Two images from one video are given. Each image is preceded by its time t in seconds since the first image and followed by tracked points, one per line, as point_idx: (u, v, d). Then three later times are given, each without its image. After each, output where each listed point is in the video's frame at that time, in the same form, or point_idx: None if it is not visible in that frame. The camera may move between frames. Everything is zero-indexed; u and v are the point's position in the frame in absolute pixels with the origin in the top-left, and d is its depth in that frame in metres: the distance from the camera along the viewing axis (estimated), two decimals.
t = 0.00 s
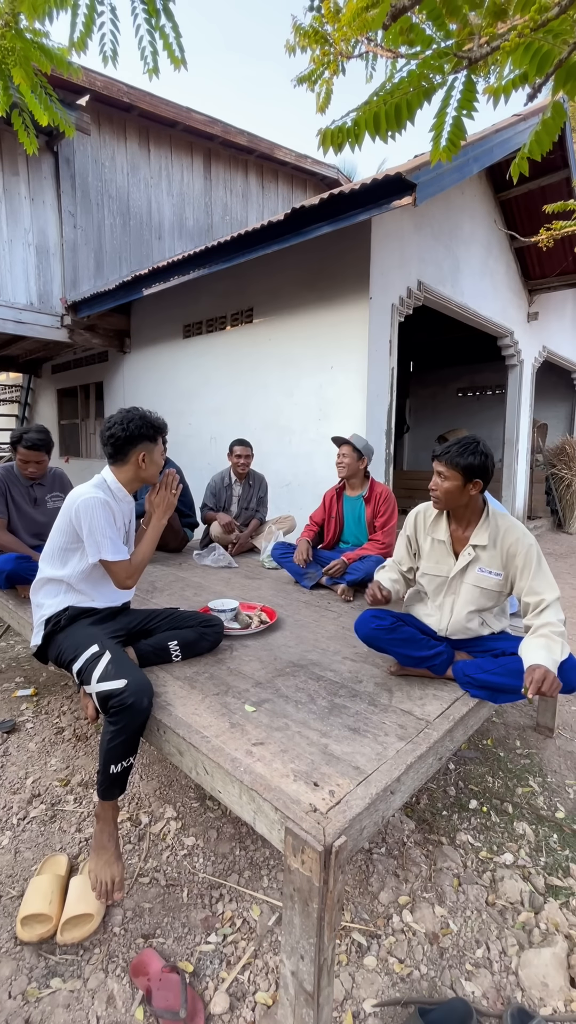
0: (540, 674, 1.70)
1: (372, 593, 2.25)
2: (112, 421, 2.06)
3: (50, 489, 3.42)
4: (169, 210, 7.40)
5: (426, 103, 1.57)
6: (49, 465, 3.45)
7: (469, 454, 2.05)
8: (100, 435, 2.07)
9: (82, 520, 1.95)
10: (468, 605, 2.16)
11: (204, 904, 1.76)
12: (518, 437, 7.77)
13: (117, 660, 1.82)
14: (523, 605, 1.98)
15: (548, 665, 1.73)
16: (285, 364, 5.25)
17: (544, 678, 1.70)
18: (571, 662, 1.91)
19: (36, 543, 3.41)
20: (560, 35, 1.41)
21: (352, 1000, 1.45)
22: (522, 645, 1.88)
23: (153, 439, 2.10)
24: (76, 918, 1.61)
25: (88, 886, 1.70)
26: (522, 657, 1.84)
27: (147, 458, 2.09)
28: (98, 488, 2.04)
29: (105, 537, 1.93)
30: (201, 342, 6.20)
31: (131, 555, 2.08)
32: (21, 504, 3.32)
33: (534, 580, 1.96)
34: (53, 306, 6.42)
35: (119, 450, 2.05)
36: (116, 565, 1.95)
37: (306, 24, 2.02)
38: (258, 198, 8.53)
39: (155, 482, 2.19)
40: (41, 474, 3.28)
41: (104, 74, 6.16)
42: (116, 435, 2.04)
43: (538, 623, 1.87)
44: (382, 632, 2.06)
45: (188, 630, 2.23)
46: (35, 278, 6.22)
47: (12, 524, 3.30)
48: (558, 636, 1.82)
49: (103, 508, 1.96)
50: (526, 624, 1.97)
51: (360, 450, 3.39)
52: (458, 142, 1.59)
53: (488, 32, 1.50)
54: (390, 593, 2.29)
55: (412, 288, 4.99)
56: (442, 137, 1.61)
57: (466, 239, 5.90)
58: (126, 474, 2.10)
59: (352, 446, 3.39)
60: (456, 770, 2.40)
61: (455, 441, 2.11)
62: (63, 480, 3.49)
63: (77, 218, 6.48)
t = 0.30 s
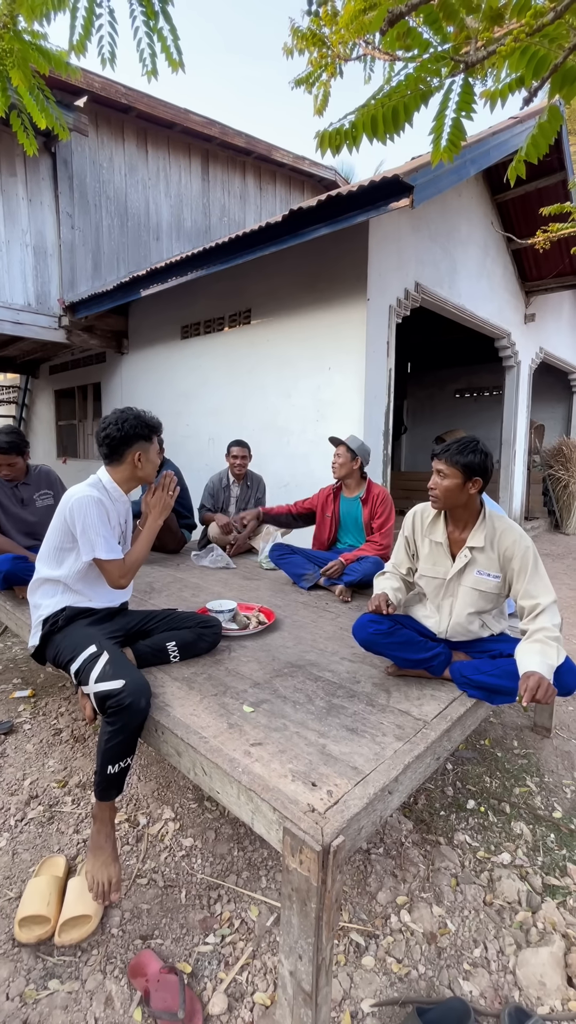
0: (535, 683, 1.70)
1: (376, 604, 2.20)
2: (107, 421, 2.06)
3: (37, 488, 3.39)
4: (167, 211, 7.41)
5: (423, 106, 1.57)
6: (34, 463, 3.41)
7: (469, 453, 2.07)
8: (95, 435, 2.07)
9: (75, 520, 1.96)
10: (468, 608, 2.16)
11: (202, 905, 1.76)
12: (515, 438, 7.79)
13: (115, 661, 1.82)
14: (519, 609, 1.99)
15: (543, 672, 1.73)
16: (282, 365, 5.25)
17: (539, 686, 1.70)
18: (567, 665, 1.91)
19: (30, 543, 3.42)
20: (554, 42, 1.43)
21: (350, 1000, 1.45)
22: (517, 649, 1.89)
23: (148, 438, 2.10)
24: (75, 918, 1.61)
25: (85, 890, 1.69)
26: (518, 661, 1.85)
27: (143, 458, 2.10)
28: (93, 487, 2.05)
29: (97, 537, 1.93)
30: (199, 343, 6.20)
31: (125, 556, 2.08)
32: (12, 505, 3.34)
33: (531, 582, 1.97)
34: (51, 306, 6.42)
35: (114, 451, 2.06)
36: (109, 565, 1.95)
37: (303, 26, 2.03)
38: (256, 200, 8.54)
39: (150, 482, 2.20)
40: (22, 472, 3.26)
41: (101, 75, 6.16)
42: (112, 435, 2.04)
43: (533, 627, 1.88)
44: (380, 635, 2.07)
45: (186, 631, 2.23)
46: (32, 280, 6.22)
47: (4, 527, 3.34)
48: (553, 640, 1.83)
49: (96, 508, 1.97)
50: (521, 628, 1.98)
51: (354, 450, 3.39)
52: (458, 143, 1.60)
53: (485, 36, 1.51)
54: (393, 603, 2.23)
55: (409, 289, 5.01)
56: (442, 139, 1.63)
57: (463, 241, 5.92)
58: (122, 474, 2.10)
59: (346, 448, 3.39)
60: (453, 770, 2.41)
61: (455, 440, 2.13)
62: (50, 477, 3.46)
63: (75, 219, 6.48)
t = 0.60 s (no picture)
0: (531, 683, 1.70)
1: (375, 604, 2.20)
2: (99, 422, 2.07)
3: (25, 487, 3.39)
4: (165, 212, 7.42)
5: (421, 110, 1.58)
6: (20, 463, 3.40)
7: (467, 451, 2.09)
8: (88, 438, 2.07)
9: (71, 519, 1.96)
10: (466, 607, 2.17)
11: (202, 906, 1.76)
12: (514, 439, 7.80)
13: (114, 662, 1.82)
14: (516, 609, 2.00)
15: (539, 671, 1.74)
16: (281, 366, 5.26)
17: (535, 685, 1.71)
18: (564, 665, 1.92)
19: (26, 543, 3.43)
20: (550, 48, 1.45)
21: (350, 1000, 1.45)
22: (514, 648, 1.89)
23: (142, 437, 2.11)
24: (74, 919, 1.62)
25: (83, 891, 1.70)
26: (514, 660, 1.86)
27: (137, 457, 2.11)
28: (88, 485, 2.06)
29: (94, 536, 1.93)
30: (197, 344, 6.20)
31: (121, 554, 2.08)
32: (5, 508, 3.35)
33: (528, 582, 1.98)
34: (49, 308, 6.42)
35: (108, 450, 2.07)
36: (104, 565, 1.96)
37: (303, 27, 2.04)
38: (255, 201, 8.55)
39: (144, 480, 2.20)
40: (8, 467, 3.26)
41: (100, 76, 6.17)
42: (103, 436, 2.05)
43: (529, 626, 1.89)
44: (379, 635, 2.08)
45: (185, 632, 2.24)
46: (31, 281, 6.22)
47: None
48: (550, 639, 1.84)
49: (92, 507, 1.97)
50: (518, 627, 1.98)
51: (350, 451, 3.37)
52: (455, 147, 1.61)
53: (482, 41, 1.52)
54: (392, 603, 2.24)
55: (407, 290, 5.02)
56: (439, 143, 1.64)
57: (461, 242, 5.93)
58: (117, 473, 2.11)
59: (339, 449, 3.37)
60: (452, 771, 2.41)
61: (453, 439, 2.14)
62: (38, 475, 3.45)
63: (74, 220, 6.48)
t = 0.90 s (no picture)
0: (532, 674, 1.74)
1: (376, 603, 2.21)
2: (95, 423, 2.09)
3: (18, 487, 3.40)
4: (165, 213, 7.42)
5: (420, 113, 1.59)
6: (12, 463, 3.40)
7: (463, 450, 2.09)
8: (84, 439, 2.09)
9: (64, 519, 1.97)
10: (465, 605, 2.17)
11: (201, 906, 1.76)
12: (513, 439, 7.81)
13: (115, 657, 1.83)
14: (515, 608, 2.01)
15: (539, 664, 1.77)
16: (280, 367, 5.27)
17: (536, 677, 1.74)
18: (563, 663, 1.93)
19: (24, 543, 3.43)
20: (548, 50, 1.46)
21: (349, 1000, 1.46)
22: (513, 645, 1.91)
23: (136, 436, 2.12)
24: (74, 920, 1.62)
25: (85, 890, 1.69)
26: (514, 656, 1.88)
27: (132, 456, 2.11)
28: (83, 484, 2.06)
29: (85, 534, 1.93)
30: (197, 345, 6.21)
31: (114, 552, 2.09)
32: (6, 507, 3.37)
33: (527, 581, 1.99)
34: (49, 309, 6.42)
35: (103, 448, 2.07)
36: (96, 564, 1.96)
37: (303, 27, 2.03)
38: (254, 202, 8.56)
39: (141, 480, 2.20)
40: None
41: (100, 78, 6.18)
42: (100, 434, 2.07)
43: (528, 622, 1.90)
44: (377, 635, 2.09)
45: (185, 632, 2.24)
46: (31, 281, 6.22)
47: None
48: (549, 635, 1.86)
49: (84, 506, 1.98)
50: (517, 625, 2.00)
51: (346, 456, 3.35)
52: (453, 149, 1.62)
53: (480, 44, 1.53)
54: (391, 603, 2.24)
55: (406, 291, 5.02)
56: (437, 145, 1.64)
57: (460, 243, 5.94)
58: (113, 472, 2.11)
59: (335, 453, 3.35)
60: (451, 771, 2.42)
61: (450, 439, 2.15)
62: (31, 475, 3.45)
63: (74, 221, 6.49)
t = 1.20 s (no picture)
0: (531, 662, 1.75)
1: (376, 603, 2.21)
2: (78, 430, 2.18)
3: (17, 488, 3.40)
4: (165, 214, 7.43)
5: (418, 115, 1.59)
6: (11, 464, 3.41)
7: (459, 451, 2.09)
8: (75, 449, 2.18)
9: (53, 519, 1.95)
10: (465, 604, 2.17)
11: (202, 906, 1.76)
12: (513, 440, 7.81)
13: (120, 645, 1.85)
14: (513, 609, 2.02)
15: (538, 654, 1.78)
16: (280, 368, 5.27)
17: (534, 666, 1.75)
18: (562, 662, 1.92)
19: (24, 543, 3.43)
20: (546, 52, 1.47)
21: (349, 1000, 1.46)
22: (511, 641, 1.92)
23: (120, 428, 2.17)
24: (73, 921, 1.62)
25: (85, 890, 1.69)
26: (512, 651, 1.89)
27: (119, 445, 2.16)
28: (78, 485, 2.03)
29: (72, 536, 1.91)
30: (197, 346, 6.21)
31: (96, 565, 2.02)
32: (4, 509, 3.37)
33: (526, 581, 2.00)
34: (49, 309, 6.42)
35: (90, 446, 2.13)
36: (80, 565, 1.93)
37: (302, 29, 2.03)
38: (254, 203, 8.56)
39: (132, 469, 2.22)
40: None
41: (100, 79, 6.19)
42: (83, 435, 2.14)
43: (526, 619, 1.92)
44: (377, 634, 2.09)
45: (185, 633, 2.24)
46: (31, 282, 6.22)
47: None
48: (546, 631, 1.87)
49: (74, 507, 1.95)
50: (513, 625, 2.00)
51: (344, 459, 3.35)
52: (451, 151, 1.63)
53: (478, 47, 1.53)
54: (391, 603, 2.24)
55: (406, 292, 5.03)
56: (435, 147, 1.65)
57: (460, 244, 5.95)
58: (103, 467, 2.15)
59: (333, 455, 3.34)
60: (451, 771, 2.42)
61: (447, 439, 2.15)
62: (29, 475, 3.45)
63: (73, 222, 6.49)
